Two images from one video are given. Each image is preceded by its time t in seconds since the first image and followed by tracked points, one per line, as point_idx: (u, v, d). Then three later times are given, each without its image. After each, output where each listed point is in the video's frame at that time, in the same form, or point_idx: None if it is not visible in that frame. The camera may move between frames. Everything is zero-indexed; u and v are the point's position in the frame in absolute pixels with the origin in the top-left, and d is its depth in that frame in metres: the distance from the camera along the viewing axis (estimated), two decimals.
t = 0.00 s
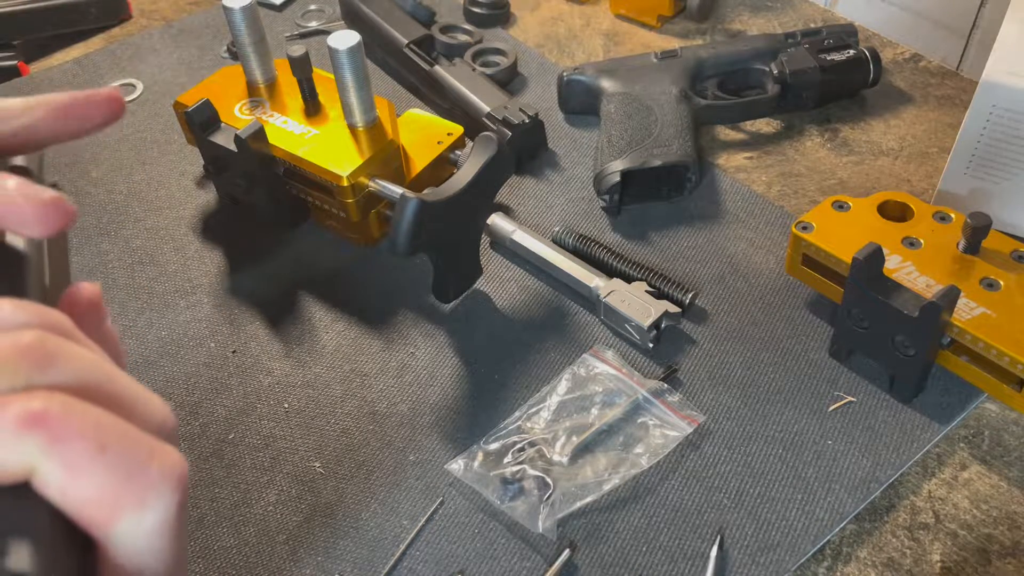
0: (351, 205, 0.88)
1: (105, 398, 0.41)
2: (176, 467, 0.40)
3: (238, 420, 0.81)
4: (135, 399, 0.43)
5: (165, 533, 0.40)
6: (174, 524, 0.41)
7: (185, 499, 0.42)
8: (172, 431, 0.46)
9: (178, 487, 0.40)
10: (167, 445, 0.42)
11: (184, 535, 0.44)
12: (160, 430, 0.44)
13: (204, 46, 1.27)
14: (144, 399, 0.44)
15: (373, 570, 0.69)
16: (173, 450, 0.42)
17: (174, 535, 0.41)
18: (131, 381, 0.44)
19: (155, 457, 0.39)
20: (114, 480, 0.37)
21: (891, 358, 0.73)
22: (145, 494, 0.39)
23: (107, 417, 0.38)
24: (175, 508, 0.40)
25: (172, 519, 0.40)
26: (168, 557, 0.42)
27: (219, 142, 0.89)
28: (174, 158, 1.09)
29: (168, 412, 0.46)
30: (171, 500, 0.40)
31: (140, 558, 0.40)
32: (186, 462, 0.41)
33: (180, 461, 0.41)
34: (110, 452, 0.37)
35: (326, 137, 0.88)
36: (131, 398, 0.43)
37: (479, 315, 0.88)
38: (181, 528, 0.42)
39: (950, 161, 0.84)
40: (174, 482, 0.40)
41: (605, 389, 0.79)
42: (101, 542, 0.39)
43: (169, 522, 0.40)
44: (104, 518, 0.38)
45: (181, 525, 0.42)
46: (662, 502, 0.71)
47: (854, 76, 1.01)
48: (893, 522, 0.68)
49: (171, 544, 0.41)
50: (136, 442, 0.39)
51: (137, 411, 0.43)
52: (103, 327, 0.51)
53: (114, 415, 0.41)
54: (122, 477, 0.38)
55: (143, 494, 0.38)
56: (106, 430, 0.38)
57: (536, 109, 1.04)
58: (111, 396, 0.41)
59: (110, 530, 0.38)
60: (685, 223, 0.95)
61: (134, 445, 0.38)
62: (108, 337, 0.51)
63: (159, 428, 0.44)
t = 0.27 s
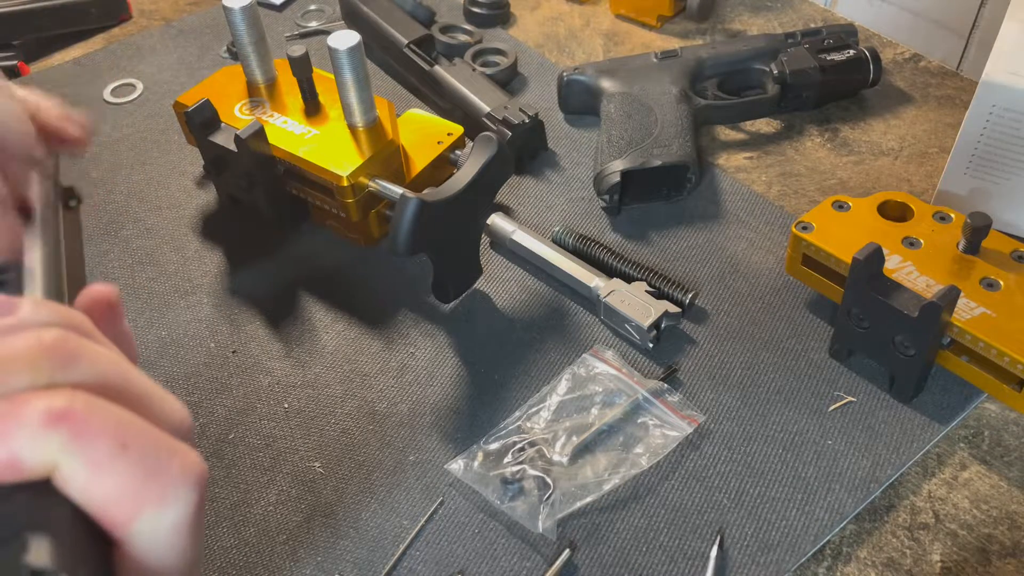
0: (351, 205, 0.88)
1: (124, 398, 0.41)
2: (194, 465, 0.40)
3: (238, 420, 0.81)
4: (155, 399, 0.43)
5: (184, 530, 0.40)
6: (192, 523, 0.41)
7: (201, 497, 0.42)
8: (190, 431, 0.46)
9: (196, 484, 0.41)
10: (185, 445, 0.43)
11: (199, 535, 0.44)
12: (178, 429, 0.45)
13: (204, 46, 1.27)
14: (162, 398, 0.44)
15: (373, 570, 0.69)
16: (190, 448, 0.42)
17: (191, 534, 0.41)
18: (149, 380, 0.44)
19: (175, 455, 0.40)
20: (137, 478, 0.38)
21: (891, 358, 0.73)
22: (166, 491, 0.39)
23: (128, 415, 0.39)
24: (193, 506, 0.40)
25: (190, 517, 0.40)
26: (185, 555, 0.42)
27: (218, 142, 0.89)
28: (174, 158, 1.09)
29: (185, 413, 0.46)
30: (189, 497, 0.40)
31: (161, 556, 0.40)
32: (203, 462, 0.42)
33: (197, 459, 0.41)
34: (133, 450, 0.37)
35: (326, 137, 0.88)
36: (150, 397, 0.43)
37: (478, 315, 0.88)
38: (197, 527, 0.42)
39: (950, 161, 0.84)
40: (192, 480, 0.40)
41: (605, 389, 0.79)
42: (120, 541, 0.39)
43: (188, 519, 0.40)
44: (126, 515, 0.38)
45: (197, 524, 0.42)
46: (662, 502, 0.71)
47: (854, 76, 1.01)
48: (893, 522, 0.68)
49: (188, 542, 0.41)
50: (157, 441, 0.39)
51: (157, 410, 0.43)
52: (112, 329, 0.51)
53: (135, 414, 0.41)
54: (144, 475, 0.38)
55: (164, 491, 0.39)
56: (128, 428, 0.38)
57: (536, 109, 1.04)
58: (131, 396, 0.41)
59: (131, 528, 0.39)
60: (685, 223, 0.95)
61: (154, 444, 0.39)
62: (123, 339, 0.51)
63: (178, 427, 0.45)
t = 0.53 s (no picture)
0: (351, 205, 0.88)
1: (127, 369, 0.41)
2: (196, 437, 0.40)
3: (238, 421, 0.81)
4: (158, 372, 0.43)
5: (186, 502, 0.40)
6: (195, 495, 0.41)
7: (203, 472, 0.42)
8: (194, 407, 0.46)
9: (199, 457, 0.40)
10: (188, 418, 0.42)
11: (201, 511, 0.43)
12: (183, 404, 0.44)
13: (204, 46, 1.27)
14: (165, 372, 0.43)
15: (374, 570, 0.69)
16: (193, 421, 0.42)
17: (194, 508, 0.41)
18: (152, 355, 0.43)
19: (178, 424, 0.39)
20: (139, 446, 0.37)
21: (891, 358, 0.73)
22: (168, 460, 0.39)
23: (130, 385, 0.38)
24: (196, 478, 0.40)
25: (192, 488, 0.40)
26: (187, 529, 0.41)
27: (219, 142, 0.89)
28: (174, 158, 1.09)
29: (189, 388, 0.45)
30: (192, 469, 0.40)
31: (163, 528, 0.40)
32: (206, 434, 0.42)
33: (200, 432, 0.41)
34: (135, 418, 0.37)
35: (326, 137, 0.88)
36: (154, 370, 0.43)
37: (479, 315, 0.88)
38: (200, 501, 0.42)
39: (950, 161, 0.84)
40: (195, 452, 0.40)
41: (605, 389, 0.79)
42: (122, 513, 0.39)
43: (190, 491, 0.40)
44: (127, 484, 0.38)
45: (200, 498, 0.42)
46: (662, 502, 0.71)
47: (854, 76, 1.01)
48: (893, 522, 0.68)
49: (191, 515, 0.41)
50: (159, 410, 0.39)
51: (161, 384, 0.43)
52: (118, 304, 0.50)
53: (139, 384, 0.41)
54: (146, 443, 0.38)
55: (165, 460, 0.38)
56: (130, 397, 0.38)
57: (536, 109, 1.04)
58: (134, 368, 0.41)
59: (133, 497, 0.38)
60: (685, 222, 0.95)
61: (156, 413, 0.38)
62: (128, 318, 0.51)
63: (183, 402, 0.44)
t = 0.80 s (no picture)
0: (351, 205, 0.88)
1: (129, 347, 0.41)
2: (197, 412, 0.40)
3: (238, 421, 0.81)
4: (159, 351, 0.43)
5: (188, 477, 0.40)
6: (197, 471, 0.41)
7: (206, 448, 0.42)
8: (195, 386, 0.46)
9: (201, 432, 0.40)
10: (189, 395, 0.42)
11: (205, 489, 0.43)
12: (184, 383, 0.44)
13: (204, 46, 1.27)
14: (167, 351, 0.43)
15: (374, 570, 0.69)
16: (194, 398, 0.42)
17: (196, 483, 0.41)
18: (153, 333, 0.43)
19: (177, 400, 0.39)
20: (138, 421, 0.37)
21: (891, 358, 0.73)
22: (168, 433, 0.38)
23: (131, 360, 0.39)
24: (198, 453, 0.40)
25: (194, 463, 0.40)
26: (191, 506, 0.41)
27: (219, 142, 0.89)
28: (173, 159, 1.09)
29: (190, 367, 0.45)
30: (194, 443, 0.40)
31: (166, 502, 0.40)
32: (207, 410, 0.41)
33: (200, 408, 0.41)
34: (136, 392, 0.37)
35: (326, 137, 0.88)
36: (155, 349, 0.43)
37: (478, 315, 0.88)
38: (202, 477, 0.42)
39: (950, 161, 0.84)
40: (197, 427, 0.40)
41: (605, 389, 0.79)
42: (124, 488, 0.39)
43: (193, 465, 0.40)
44: (128, 458, 0.38)
45: (203, 475, 0.42)
46: (662, 502, 0.71)
47: (854, 76, 1.01)
48: (893, 522, 0.68)
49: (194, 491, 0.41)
50: (159, 386, 0.39)
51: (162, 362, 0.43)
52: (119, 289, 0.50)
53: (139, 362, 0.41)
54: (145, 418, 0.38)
55: (165, 434, 0.38)
56: (130, 372, 0.38)
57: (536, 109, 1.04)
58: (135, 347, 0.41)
59: (134, 472, 0.38)
60: (685, 222, 0.95)
61: (157, 388, 0.39)
62: (129, 301, 0.51)
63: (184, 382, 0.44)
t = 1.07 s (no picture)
0: (351, 205, 0.88)
1: (128, 344, 0.41)
2: (195, 407, 0.40)
3: (238, 421, 0.81)
4: (157, 346, 0.42)
5: (185, 473, 0.39)
6: (194, 466, 0.40)
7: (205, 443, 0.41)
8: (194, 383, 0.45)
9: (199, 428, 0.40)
10: (188, 391, 0.42)
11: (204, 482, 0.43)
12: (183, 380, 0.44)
13: (204, 46, 1.27)
14: (165, 346, 0.43)
15: (374, 570, 0.69)
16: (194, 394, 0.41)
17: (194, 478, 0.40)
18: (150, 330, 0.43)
19: (174, 396, 0.39)
20: (134, 416, 0.37)
21: (891, 358, 0.73)
22: (164, 429, 0.38)
23: (128, 356, 0.38)
24: (194, 449, 0.39)
25: (191, 458, 0.39)
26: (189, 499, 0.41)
27: (219, 142, 0.89)
28: (174, 159, 1.09)
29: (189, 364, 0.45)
30: (191, 439, 0.39)
31: (164, 497, 0.39)
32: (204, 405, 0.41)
33: (199, 403, 0.40)
34: (133, 387, 0.37)
35: (326, 137, 0.88)
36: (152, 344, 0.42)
37: (478, 315, 0.88)
38: (201, 471, 0.41)
39: (950, 161, 0.84)
40: (194, 423, 0.39)
41: (605, 389, 0.79)
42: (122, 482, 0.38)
43: (189, 460, 0.40)
44: (125, 454, 0.37)
45: (201, 469, 0.41)
46: (662, 502, 0.71)
47: (854, 76, 1.01)
48: (893, 522, 0.68)
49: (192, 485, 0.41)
50: (156, 380, 0.38)
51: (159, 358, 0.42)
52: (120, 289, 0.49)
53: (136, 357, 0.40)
54: (140, 414, 0.37)
55: (161, 429, 0.38)
56: (126, 367, 0.37)
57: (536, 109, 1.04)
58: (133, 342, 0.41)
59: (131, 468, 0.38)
60: (685, 222, 0.95)
61: (153, 383, 0.38)
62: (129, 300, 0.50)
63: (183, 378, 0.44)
